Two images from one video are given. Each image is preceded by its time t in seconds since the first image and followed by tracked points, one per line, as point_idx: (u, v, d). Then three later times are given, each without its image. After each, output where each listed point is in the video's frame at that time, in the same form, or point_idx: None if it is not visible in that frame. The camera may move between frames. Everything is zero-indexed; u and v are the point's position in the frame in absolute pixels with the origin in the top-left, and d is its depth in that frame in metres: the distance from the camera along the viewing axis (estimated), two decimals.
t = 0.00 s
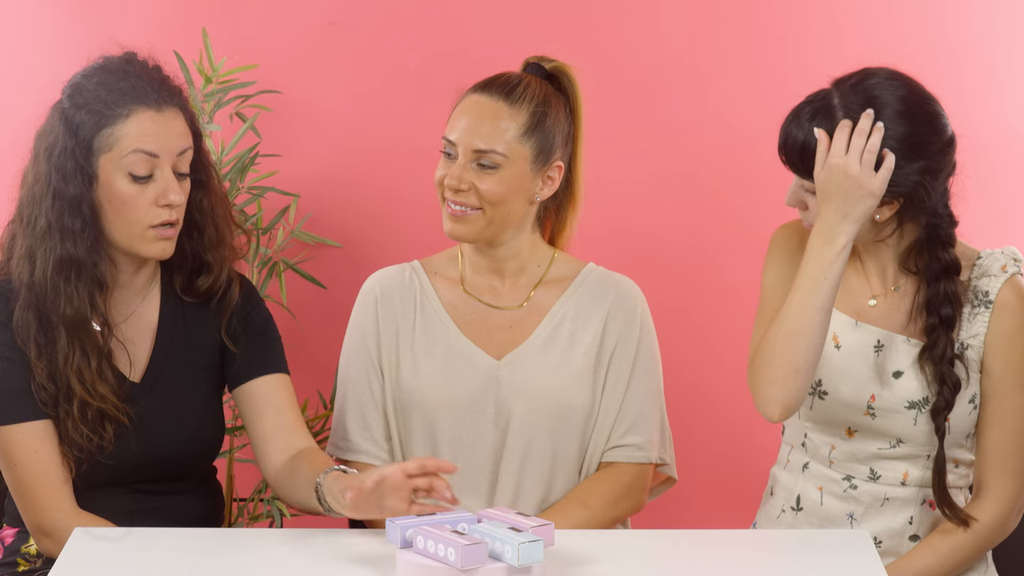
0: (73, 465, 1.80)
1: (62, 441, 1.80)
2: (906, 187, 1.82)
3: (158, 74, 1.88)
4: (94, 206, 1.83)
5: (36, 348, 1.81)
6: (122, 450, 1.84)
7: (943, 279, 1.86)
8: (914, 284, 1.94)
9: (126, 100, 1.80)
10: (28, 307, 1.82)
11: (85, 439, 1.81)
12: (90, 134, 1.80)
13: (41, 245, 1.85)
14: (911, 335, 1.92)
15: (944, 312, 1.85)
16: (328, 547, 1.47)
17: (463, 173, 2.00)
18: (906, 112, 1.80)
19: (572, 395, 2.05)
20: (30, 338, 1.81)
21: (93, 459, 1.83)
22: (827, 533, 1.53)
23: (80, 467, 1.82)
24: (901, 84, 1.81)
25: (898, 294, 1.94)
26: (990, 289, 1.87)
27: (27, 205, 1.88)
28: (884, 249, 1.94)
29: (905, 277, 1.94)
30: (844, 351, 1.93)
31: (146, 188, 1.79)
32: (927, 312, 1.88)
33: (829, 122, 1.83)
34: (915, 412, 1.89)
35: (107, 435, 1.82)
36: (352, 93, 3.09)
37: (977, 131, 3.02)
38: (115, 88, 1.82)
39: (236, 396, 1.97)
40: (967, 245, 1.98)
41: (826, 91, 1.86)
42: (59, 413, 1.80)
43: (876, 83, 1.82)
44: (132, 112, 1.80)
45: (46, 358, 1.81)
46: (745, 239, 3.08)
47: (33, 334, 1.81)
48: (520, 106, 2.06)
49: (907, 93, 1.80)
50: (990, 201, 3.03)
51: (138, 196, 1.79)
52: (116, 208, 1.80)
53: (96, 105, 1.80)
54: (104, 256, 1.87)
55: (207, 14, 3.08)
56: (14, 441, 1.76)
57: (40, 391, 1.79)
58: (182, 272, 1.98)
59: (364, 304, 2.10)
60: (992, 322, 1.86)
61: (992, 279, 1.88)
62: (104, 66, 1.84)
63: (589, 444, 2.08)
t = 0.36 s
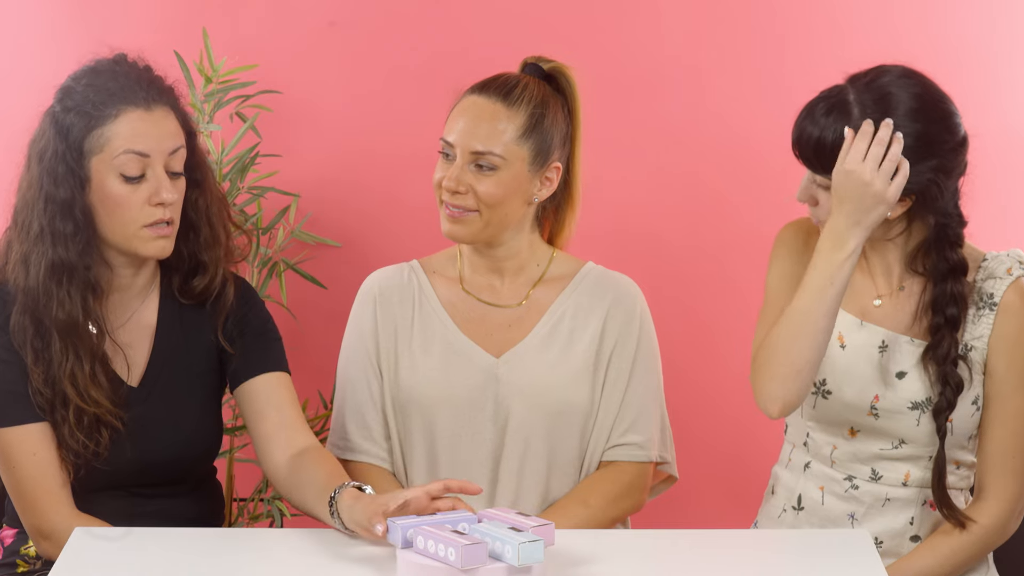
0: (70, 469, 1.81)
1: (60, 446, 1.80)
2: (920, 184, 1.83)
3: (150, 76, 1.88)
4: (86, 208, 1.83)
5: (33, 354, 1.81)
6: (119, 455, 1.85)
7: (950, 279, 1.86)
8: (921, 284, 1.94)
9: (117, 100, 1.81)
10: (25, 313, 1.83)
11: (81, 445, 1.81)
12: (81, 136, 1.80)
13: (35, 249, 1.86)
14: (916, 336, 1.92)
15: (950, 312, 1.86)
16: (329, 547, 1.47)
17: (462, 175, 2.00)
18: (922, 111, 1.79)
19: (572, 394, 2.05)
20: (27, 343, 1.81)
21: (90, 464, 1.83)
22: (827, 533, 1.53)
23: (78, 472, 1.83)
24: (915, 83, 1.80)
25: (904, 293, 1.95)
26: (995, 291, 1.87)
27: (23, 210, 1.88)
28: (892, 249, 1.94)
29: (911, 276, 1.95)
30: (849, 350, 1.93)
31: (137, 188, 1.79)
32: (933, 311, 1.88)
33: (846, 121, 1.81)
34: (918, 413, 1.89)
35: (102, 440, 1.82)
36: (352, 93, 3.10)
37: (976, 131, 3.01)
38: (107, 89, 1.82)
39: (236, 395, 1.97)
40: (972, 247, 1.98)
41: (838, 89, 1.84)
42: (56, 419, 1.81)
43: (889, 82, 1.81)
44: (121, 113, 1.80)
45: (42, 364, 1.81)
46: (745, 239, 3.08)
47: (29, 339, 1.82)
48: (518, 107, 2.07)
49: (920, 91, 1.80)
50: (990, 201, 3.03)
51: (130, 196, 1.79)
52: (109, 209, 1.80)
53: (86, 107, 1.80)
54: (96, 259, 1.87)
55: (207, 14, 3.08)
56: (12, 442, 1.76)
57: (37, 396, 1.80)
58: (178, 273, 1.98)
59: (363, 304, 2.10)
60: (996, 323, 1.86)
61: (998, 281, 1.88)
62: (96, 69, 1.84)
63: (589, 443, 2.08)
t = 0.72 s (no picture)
0: (69, 470, 1.81)
1: (58, 447, 1.80)
2: (925, 187, 1.82)
3: (148, 78, 1.87)
4: (83, 211, 1.83)
5: (31, 355, 1.81)
6: (117, 454, 1.84)
7: (955, 278, 1.86)
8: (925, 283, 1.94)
9: (114, 104, 1.80)
10: (23, 315, 1.83)
11: (80, 446, 1.81)
12: (78, 139, 1.80)
13: (31, 250, 1.85)
14: (920, 335, 1.92)
15: (954, 311, 1.85)
16: (328, 547, 1.46)
17: (465, 176, 2.00)
18: (931, 114, 1.79)
19: (571, 394, 2.05)
20: (25, 345, 1.81)
21: (88, 465, 1.83)
22: (828, 533, 1.53)
23: (76, 473, 1.83)
24: (922, 84, 1.80)
25: (908, 293, 1.94)
26: (999, 291, 1.87)
27: (19, 211, 1.88)
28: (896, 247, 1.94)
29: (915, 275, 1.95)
30: (852, 349, 1.93)
31: (134, 191, 1.79)
32: (937, 310, 1.87)
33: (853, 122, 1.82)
34: (921, 411, 1.89)
35: (101, 441, 1.82)
36: (352, 92, 3.09)
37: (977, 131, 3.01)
38: (105, 92, 1.81)
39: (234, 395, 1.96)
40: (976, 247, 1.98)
41: (846, 91, 1.85)
42: (55, 421, 1.80)
43: (897, 83, 1.81)
44: (118, 116, 1.79)
45: (40, 365, 1.81)
46: (745, 239, 3.08)
47: (27, 340, 1.82)
48: (516, 105, 2.06)
49: (931, 91, 1.79)
50: (990, 202, 3.03)
51: (127, 199, 1.79)
52: (105, 212, 1.80)
53: (84, 109, 1.80)
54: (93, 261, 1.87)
55: (207, 13, 3.08)
56: (10, 444, 1.76)
57: (35, 397, 1.79)
58: (174, 273, 1.97)
59: (364, 303, 2.10)
60: (1000, 323, 1.86)
61: (1002, 281, 1.88)
62: (93, 70, 1.84)
63: (588, 443, 2.08)
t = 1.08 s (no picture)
0: (67, 468, 1.81)
1: (56, 445, 1.80)
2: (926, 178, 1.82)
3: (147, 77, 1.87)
4: (79, 207, 1.83)
5: (28, 351, 1.82)
6: (115, 452, 1.85)
7: (954, 281, 1.86)
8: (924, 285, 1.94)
9: (111, 102, 1.80)
10: (19, 311, 1.83)
11: (77, 442, 1.81)
12: (75, 136, 1.80)
13: (28, 246, 1.86)
14: (919, 338, 1.92)
15: (953, 315, 1.85)
16: (328, 547, 1.47)
17: (473, 175, 2.00)
18: (935, 105, 1.78)
19: (571, 394, 2.05)
20: (22, 341, 1.82)
21: (87, 462, 1.83)
22: (827, 533, 1.53)
23: (76, 470, 1.83)
24: (927, 75, 1.79)
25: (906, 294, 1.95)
26: (997, 292, 1.88)
27: (15, 207, 1.88)
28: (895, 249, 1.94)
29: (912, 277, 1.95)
30: (852, 351, 1.93)
31: (130, 190, 1.79)
32: (936, 314, 1.88)
33: (860, 111, 1.78)
34: (920, 412, 1.89)
35: (98, 437, 1.82)
36: (352, 92, 3.10)
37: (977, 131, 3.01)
38: (104, 91, 1.82)
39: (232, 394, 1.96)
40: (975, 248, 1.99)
41: (851, 81, 1.82)
42: (52, 417, 1.81)
43: (902, 74, 1.80)
44: (115, 115, 1.79)
45: (35, 361, 1.82)
46: (744, 239, 3.08)
47: (24, 336, 1.82)
48: (524, 106, 2.06)
49: (934, 84, 1.79)
50: (990, 202, 3.04)
51: (122, 198, 1.79)
52: (100, 210, 1.80)
53: (83, 106, 1.80)
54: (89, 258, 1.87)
55: (207, 14, 3.08)
56: (10, 442, 1.76)
57: (33, 395, 1.80)
58: (170, 273, 1.98)
59: (363, 303, 2.10)
60: (998, 323, 1.87)
61: (1000, 282, 1.88)
62: (93, 68, 1.84)
63: (588, 444, 2.08)
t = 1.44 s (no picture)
0: (67, 465, 1.81)
1: (56, 443, 1.81)
2: (935, 158, 1.80)
3: (149, 75, 1.88)
4: (80, 203, 1.83)
5: (27, 347, 1.82)
6: (115, 450, 1.85)
7: (949, 289, 1.87)
8: (918, 289, 1.94)
9: (114, 99, 1.81)
10: (17, 307, 1.83)
11: (76, 439, 1.81)
12: (78, 132, 1.80)
13: (27, 242, 1.86)
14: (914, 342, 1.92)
15: (947, 323, 1.86)
16: (328, 547, 1.47)
17: (493, 181, 2.00)
18: (958, 88, 1.79)
19: (572, 394, 2.05)
20: (20, 336, 1.82)
21: (87, 459, 1.83)
22: (827, 533, 1.53)
23: (75, 468, 1.83)
24: (955, 63, 1.81)
25: (899, 295, 1.95)
26: (990, 295, 1.88)
27: (15, 202, 1.89)
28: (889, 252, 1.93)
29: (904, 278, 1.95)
30: (845, 356, 1.92)
31: (131, 187, 1.79)
32: (931, 322, 1.88)
33: (886, 81, 1.79)
34: (914, 416, 1.89)
35: (97, 433, 1.82)
36: (352, 92, 3.10)
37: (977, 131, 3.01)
38: (107, 88, 1.82)
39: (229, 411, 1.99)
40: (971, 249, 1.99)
41: (877, 58, 1.84)
42: (52, 415, 1.81)
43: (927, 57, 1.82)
44: (118, 112, 1.80)
45: (34, 357, 1.82)
46: (744, 239, 3.08)
47: (22, 332, 1.82)
48: (537, 108, 2.07)
49: (958, 69, 1.81)
50: (990, 203, 3.04)
51: (123, 195, 1.79)
52: (102, 207, 1.80)
53: (85, 102, 1.81)
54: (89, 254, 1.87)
55: (207, 14, 3.08)
56: (9, 442, 1.77)
57: (31, 392, 1.80)
58: (169, 274, 1.98)
59: (362, 306, 2.10)
60: (991, 325, 1.87)
61: (994, 284, 1.89)
62: (97, 65, 1.84)
63: (589, 444, 2.08)
